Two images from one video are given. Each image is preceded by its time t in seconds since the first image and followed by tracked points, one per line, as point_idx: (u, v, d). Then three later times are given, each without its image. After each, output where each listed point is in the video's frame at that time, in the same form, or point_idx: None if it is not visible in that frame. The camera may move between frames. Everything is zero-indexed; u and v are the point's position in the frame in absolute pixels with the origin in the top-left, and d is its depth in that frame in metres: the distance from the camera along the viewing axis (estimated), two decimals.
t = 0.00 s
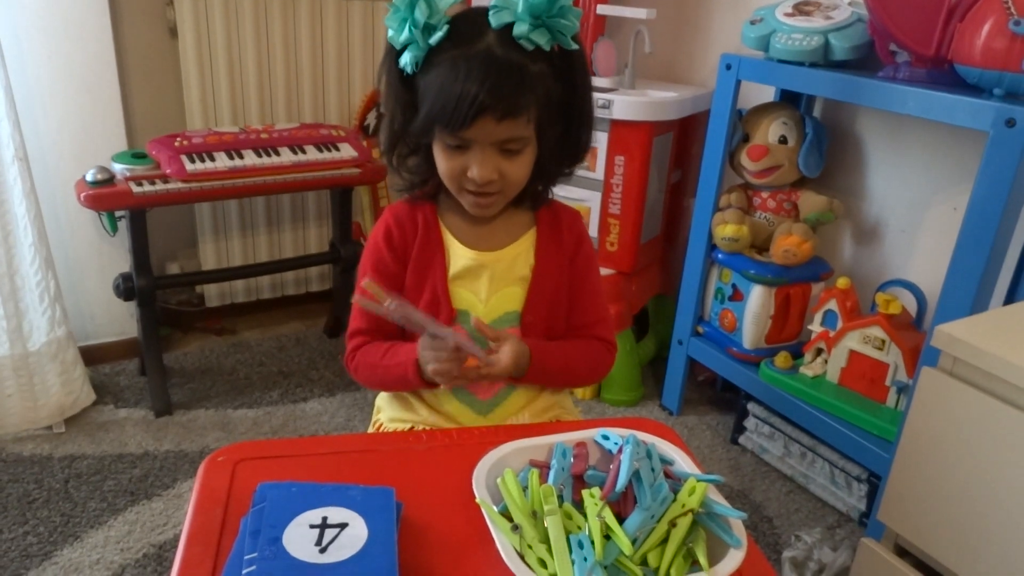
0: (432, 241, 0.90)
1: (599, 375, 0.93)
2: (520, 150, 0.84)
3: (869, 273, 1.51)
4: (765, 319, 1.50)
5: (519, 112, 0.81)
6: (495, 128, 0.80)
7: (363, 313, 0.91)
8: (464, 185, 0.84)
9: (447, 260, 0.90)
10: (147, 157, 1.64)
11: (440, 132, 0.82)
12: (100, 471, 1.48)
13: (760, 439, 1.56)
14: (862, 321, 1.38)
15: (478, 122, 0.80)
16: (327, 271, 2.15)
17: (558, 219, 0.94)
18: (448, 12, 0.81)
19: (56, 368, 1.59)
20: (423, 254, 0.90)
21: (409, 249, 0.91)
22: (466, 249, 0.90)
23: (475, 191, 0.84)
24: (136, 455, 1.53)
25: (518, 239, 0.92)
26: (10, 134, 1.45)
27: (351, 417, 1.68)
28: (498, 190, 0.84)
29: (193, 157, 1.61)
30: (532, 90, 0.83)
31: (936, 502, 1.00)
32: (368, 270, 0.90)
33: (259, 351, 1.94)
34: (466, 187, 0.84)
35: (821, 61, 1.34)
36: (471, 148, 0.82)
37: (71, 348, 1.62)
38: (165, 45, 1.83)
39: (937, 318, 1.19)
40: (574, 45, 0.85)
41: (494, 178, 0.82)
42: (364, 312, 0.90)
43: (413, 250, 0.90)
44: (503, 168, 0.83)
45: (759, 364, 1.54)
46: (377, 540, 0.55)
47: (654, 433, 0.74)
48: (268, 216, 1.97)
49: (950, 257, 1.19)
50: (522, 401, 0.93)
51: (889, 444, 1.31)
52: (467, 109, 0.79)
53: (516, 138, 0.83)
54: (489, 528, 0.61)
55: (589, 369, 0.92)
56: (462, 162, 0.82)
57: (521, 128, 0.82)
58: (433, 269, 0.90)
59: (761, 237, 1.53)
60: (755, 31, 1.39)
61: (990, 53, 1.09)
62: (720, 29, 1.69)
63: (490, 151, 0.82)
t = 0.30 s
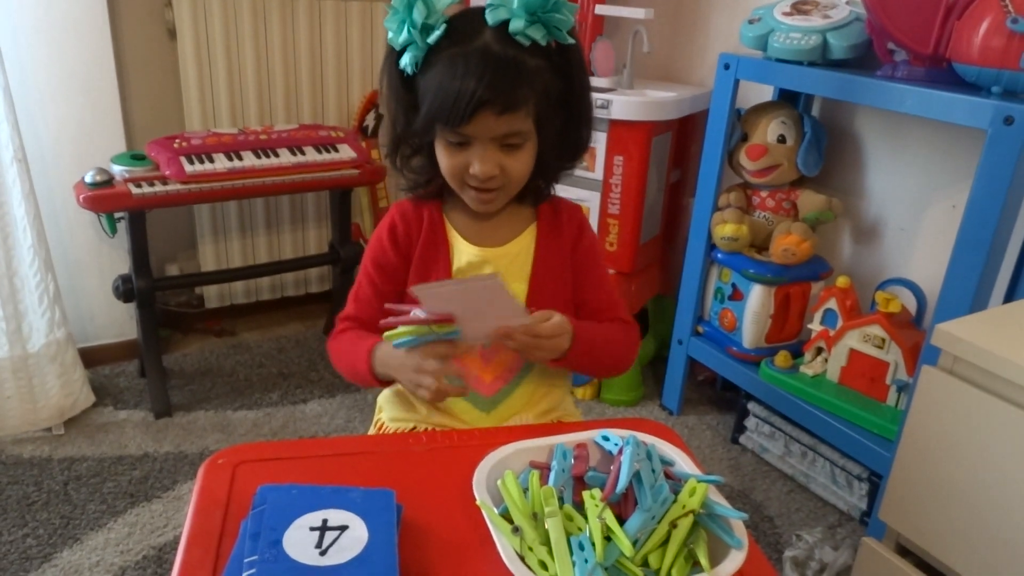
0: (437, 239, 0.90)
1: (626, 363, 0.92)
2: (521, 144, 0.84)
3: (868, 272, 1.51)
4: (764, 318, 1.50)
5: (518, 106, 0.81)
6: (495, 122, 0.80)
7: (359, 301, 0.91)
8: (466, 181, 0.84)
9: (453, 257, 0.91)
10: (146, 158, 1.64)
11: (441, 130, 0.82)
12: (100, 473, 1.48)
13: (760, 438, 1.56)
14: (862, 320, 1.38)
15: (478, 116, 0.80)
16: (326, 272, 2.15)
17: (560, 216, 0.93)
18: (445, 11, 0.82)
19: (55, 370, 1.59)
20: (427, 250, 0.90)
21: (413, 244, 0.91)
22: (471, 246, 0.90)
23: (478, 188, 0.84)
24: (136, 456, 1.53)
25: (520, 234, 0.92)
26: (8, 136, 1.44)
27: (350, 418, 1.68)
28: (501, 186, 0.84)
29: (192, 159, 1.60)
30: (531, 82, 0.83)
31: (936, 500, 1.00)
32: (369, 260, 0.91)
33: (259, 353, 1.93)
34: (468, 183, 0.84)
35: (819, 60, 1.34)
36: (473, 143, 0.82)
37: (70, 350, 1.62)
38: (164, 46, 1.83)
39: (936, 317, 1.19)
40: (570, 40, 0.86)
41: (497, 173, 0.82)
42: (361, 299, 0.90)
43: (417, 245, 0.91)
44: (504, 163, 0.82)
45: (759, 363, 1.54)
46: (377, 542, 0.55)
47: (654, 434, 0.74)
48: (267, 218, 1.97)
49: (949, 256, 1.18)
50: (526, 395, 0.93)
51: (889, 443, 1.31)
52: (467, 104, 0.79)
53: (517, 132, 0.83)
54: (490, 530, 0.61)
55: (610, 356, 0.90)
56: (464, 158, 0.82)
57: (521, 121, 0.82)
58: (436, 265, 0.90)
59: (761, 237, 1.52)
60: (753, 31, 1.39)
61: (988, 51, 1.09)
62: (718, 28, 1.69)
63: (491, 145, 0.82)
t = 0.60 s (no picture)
0: (446, 240, 0.92)
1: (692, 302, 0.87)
2: (517, 142, 0.82)
3: (865, 275, 1.51)
4: (761, 321, 1.50)
5: (511, 99, 0.80)
6: (487, 116, 0.79)
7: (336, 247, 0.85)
8: (461, 185, 0.82)
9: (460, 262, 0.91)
10: (141, 162, 1.63)
11: (433, 133, 0.80)
12: (94, 478, 1.47)
13: (757, 441, 1.56)
14: (858, 323, 1.38)
15: (469, 111, 0.78)
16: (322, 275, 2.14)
17: (541, 210, 0.95)
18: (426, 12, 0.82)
19: (50, 375, 1.58)
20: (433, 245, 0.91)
21: (418, 243, 0.92)
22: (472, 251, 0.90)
23: (473, 189, 0.82)
24: (130, 461, 1.52)
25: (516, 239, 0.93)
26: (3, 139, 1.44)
27: (346, 423, 1.68)
28: (495, 187, 0.82)
29: (188, 162, 1.60)
30: (520, 77, 0.82)
31: (933, 504, 1.00)
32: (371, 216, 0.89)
33: (255, 357, 1.93)
34: (465, 187, 0.82)
35: (815, 63, 1.34)
36: (467, 143, 0.80)
37: (65, 354, 1.61)
38: (160, 49, 1.82)
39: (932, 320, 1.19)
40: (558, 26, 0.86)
41: (494, 173, 0.80)
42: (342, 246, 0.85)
43: (423, 238, 0.92)
44: (501, 161, 0.81)
45: (756, 366, 1.54)
46: (373, 549, 0.55)
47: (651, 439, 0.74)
48: (263, 220, 1.96)
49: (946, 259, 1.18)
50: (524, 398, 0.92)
51: (886, 446, 1.30)
52: (456, 99, 0.78)
53: (513, 129, 0.81)
54: (486, 536, 0.60)
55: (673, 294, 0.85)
56: (459, 160, 0.80)
57: (515, 115, 0.81)
58: (438, 265, 0.91)
59: (757, 240, 1.52)
60: (750, 35, 1.39)
61: (984, 55, 1.09)
62: (715, 31, 1.69)
63: (486, 142, 0.80)
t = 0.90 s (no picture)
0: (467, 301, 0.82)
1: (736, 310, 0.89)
2: (542, 190, 0.70)
3: (862, 277, 1.52)
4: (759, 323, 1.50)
5: (539, 139, 0.67)
6: (509, 163, 0.65)
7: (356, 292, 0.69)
8: (469, 243, 0.70)
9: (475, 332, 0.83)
10: (138, 163, 1.63)
11: (436, 180, 0.67)
12: (91, 480, 1.47)
13: (755, 443, 1.56)
14: (855, 324, 1.38)
15: (488, 156, 0.64)
16: (320, 276, 2.14)
17: (541, 261, 0.84)
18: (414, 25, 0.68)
19: (46, 377, 1.57)
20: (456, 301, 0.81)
21: (438, 296, 0.81)
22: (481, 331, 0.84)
23: (484, 249, 0.70)
24: (127, 464, 1.52)
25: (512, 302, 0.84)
26: None
27: (344, 424, 1.67)
28: (502, 245, 0.70)
29: (185, 163, 1.60)
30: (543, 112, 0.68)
31: (933, 506, 1.00)
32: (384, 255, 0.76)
33: (252, 358, 1.93)
34: (474, 244, 0.70)
35: (814, 65, 1.34)
36: (478, 195, 0.66)
37: (61, 356, 1.61)
38: (157, 50, 1.82)
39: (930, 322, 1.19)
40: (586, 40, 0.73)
41: (513, 232, 0.68)
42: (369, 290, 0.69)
43: (439, 302, 0.81)
44: (523, 216, 0.68)
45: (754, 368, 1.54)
46: (373, 549, 0.55)
47: (649, 438, 0.74)
48: (260, 221, 1.96)
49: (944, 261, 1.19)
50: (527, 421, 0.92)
51: (884, 447, 1.30)
52: (474, 140, 0.64)
53: (538, 176, 0.68)
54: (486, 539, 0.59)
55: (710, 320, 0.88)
56: (467, 216, 0.68)
57: (543, 161, 0.67)
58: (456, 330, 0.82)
59: (755, 241, 1.52)
60: (748, 36, 1.39)
61: (982, 57, 1.09)
62: (713, 33, 1.69)
63: (502, 195, 0.67)
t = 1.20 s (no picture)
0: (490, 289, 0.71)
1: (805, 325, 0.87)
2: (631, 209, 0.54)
3: (861, 276, 1.52)
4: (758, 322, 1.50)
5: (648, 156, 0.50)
6: (606, 188, 0.49)
7: (361, 327, 0.58)
8: (528, 258, 0.55)
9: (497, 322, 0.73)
10: (137, 161, 1.62)
11: (502, 189, 0.50)
12: (90, 479, 1.46)
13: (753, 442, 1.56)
14: (855, 325, 1.38)
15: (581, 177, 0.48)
16: (318, 275, 2.13)
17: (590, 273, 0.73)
18: None
19: (44, 375, 1.57)
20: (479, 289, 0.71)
21: (459, 285, 0.69)
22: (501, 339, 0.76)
23: (540, 263, 0.56)
24: (126, 462, 1.52)
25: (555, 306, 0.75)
26: None
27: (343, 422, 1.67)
28: (548, 263, 0.55)
29: (184, 161, 1.59)
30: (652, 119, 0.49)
31: (932, 506, 0.99)
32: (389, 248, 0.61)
33: (251, 356, 1.92)
34: (533, 259, 0.55)
35: (814, 65, 1.34)
36: (552, 213, 0.51)
37: (60, 354, 1.60)
38: (156, 48, 1.82)
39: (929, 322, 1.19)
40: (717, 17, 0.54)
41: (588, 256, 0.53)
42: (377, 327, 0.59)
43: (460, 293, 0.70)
44: (603, 236, 0.53)
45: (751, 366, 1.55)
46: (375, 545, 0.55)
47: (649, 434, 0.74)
48: (258, 219, 1.96)
49: (944, 260, 1.19)
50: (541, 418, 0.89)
51: (882, 447, 1.31)
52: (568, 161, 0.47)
53: (631, 195, 0.52)
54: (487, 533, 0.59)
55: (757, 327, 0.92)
56: (533, 231, 0.52)
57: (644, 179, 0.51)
58: (474, 320, 0.71)
59: (754, 241, 1.52)
60: (749, 35, 1.40)
61: (982, 57, 1.09)
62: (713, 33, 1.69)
63: (582, 214, 0.51)
